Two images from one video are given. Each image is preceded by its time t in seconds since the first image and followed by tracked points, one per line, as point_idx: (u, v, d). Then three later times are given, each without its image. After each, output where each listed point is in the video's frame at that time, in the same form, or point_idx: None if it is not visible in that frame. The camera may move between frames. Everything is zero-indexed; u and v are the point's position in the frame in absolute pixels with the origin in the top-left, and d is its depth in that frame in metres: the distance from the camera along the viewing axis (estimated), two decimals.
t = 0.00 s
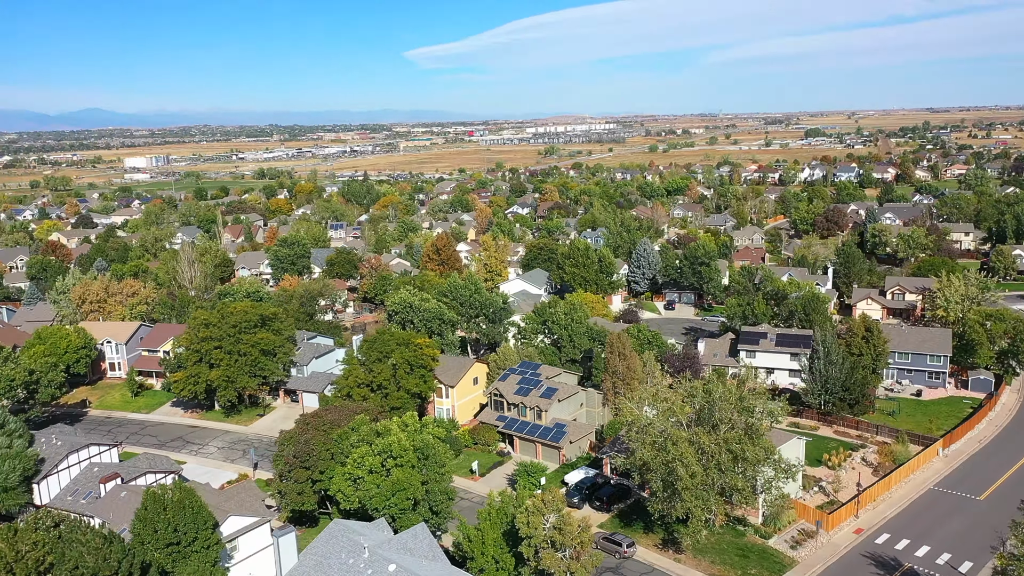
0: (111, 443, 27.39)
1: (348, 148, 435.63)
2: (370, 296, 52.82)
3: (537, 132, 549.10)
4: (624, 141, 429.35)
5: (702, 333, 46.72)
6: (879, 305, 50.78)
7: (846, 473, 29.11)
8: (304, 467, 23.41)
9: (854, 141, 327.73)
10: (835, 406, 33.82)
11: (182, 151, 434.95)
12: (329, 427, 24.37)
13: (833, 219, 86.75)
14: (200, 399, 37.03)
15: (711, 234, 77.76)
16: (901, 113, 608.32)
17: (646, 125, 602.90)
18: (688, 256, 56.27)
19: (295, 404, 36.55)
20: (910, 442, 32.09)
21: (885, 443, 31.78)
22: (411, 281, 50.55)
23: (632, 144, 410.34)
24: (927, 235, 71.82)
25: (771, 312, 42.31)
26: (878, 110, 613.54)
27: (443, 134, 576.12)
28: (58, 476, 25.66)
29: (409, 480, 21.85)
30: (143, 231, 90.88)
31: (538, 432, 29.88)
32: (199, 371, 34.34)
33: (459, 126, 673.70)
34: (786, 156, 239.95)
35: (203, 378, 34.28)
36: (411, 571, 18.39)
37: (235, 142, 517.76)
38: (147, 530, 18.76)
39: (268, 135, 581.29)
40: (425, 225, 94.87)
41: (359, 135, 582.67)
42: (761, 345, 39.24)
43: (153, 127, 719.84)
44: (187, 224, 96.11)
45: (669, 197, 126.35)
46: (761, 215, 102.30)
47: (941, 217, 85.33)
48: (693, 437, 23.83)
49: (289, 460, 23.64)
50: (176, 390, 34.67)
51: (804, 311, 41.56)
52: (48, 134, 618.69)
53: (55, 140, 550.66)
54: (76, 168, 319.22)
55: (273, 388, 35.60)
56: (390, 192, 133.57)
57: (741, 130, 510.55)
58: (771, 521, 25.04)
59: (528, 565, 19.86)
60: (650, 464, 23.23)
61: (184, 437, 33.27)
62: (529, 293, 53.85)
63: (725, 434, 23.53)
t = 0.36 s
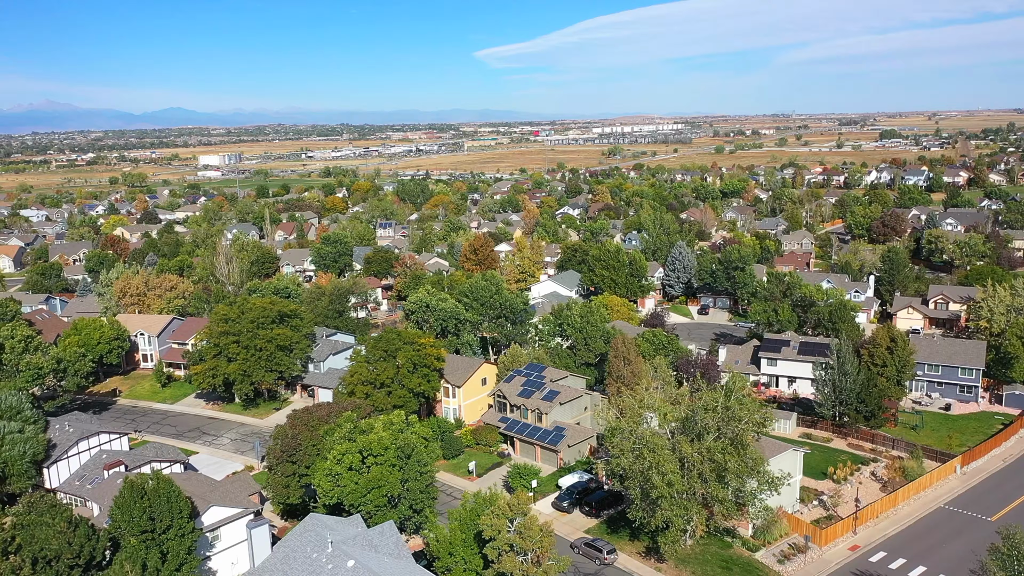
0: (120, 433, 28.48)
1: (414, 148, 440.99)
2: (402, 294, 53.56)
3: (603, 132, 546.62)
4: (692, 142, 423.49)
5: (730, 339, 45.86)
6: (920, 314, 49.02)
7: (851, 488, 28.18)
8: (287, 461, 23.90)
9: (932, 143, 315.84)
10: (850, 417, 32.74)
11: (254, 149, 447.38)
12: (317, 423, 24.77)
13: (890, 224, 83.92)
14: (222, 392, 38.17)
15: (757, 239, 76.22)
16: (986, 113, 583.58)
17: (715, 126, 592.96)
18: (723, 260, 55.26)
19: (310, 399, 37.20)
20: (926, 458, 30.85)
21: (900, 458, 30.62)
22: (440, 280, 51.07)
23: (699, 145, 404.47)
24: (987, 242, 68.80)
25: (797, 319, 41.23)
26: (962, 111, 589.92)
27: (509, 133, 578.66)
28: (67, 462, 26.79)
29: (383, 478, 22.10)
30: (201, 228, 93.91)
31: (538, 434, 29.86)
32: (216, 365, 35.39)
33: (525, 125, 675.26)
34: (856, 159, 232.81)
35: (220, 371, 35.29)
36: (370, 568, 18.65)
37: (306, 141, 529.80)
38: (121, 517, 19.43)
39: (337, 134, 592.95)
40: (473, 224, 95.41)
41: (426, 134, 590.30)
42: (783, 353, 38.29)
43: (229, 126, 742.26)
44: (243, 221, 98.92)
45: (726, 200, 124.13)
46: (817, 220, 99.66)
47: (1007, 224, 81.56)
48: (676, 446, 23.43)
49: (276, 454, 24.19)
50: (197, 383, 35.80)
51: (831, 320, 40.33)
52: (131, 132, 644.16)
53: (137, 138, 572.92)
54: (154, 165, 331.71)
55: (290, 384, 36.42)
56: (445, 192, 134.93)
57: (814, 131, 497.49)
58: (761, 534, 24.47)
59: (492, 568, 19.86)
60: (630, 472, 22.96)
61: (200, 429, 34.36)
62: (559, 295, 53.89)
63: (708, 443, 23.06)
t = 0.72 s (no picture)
0: (132, 418, 29.50)
1: (481, 145, 442.89)
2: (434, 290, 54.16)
3: (672, 130, 539.58)
4: (763, 140, 414.05)
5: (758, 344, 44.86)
6: (964, 323, 47.03)
7: (853, 501, 27.28)
8: (273, 451, 24.43)
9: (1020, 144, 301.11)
10: (864, 427, 31.64)
11: (326, 146, 456.71)
12: (307, 415, 25.35)
13: (952, 228, 80.58)
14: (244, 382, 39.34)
15: (807, 241, 74.26)
16: None
17: (789, 124, 578.44)
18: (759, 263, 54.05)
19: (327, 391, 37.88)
20: (940, 473, 29.63)
21: (911, 472, 29.51)
22: (469, 278, 51.47)
23: (770, 144, 394.84)
24: None
25: (822, 325, 40.09)
26: None
27: (576, 131, 576.46)
28: (80, 445, 28.01)
29: (360, 472, 22.45)
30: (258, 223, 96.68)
31: (537, 434, 29.82)
32: (235, 355, 36.47)
33: (594, 123, 671.63)
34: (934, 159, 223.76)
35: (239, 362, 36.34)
36: (331, 557, 18.98)
37: (376, 138, 538.02)
38: (100, 503, 20.26)
39: (408, 131, 600.66)
40: (521, 222, 95.58)
41: (494, 132, 593.11)
42: (804, 360, 37.30)
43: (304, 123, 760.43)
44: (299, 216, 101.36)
45: (786, 200, 121.16)
46: (877, 222, 96.39)
47: None
48: (656, 451, 23.14)
49: (267, 444, 24.85)
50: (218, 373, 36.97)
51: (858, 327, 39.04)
52: (211, 129, 665.81)
53: (217, 134, 592.37)
54: (229, 160, 342.56)
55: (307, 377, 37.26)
56: (501, 189, 135.53)
57: (893, 130, 480.39)
58: (746, 543, 23.97)
59: (454, 565, 19.97)
60: (607, 476, 22.79)
61: (218, 417, 35.48)
62: (590, 295, 53.59)
63: (688, 450, 22.70)
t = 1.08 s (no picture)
0: (146, 405, 30.64)
1: (546, 143, 442.62)
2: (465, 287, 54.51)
3: (742, 128, 529.35)
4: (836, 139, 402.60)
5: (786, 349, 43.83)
6: (1008, 332, 44.96)
7: (852, 514, 26.49)
8: (269, 442, 25.11)
9: None
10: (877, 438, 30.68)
11: (392, 142, 462.96)
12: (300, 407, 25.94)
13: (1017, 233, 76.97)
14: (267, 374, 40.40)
15: (858, 244, 71.99)
16: None
17: (864, 123, 560.83)
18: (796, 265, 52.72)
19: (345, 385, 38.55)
20: (953, 489, 28.50)
21: (921, 486, 28.47)
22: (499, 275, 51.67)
23: (843, 142, 383.87)
24: None
25: (848, 331, 38.93)
26: None
27: (643, 129, 571.18)
28: (94, 430, 29.19)
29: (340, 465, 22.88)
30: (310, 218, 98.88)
31: (535, 434, 29.84)
32: (254, 347, 37.52)
33: (662, 120, 663.98)
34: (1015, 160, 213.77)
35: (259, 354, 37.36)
36: (294, 547, 19.45)
37: (442, 135, 543.24)
38: (85, 483, 21.21)
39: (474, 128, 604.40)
40: (569, 221, 95.23)
41: (561, 129, 592.29)
42: (824, 366, 36.31)
43: (372, 120, 772.60)
44: (351, 212, 103.25)
45: (847, 201, 117.62)
46: (939, 226, 92.73)
47: None
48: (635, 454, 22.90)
49: (260, 435, 25.53)
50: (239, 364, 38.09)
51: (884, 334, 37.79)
52: (284, 125, 682.38)
53: (289, 130, 606.99)
54: (298, 156, 350.82)
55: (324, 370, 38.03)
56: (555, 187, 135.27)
57: (976, 129, 460.71)
58: (730, 553, 23.53)
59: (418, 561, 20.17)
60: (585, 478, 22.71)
61: (237, 407, 36.54)
62: (620, 295, 53.14)
63: (665, 454, 22.41)
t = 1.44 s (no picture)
0: (162, 393, 31.82)
1: (612, 142, 439.15)
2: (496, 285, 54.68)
3: (816, 127, 515.10)
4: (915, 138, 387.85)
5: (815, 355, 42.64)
6: None
7: (850, 527, 25.67)
8: (264, 433, 25.75)
9: None
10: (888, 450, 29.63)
11: (461, 140, 467.01)
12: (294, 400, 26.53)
13: None
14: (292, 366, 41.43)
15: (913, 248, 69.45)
16: None
17: (947, 121, 538.57)
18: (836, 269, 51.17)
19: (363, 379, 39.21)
20: (966, 505, 27.30)
21: (930, 502, 27.38)
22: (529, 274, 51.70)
23: (923, 142, 369.47)
24: None
25: (876, 338, 37.68)
26: None
27: (714, 127, 561.52)
28: (112, 415, 30.46)
29: (324, 459, 23.34)
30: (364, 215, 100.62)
31: (534, 433, 29.87)
32: (276, 340, 38.51)
33: (735, 119, 651.44)
34: None
35: (279, 346, 38.32)
36: (264, 537, 19.94)
37: (510, 132, 544.48)
38: (76, 471, 22.17)
39: (542, 126, 604.26)
40: (619, 221, 94.41)
41: (629, 127, 587.02)
42: (846, 374, 35.25)
43: (442, 118, 780.03)
44: (404, 209, 104.65)
45: (914, 203, 113.35)
46: (1009, 231, 88.57)
47: None
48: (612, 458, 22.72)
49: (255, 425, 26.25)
50: (263, 356, 39.15)
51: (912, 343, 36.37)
52: (356, 123, 695.19)
53: (360, 128, 618.69)
54: (367, 153, 357.61)
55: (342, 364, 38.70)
56: (611, 186, 134.31)
57: None
58: (713, 561, 23.15)
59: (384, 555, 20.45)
60: (561, 479, 22.66)
61: (256, 398, 37.55)
62: (652, 296, 52.54)
63: (641, 460, 22.18)
